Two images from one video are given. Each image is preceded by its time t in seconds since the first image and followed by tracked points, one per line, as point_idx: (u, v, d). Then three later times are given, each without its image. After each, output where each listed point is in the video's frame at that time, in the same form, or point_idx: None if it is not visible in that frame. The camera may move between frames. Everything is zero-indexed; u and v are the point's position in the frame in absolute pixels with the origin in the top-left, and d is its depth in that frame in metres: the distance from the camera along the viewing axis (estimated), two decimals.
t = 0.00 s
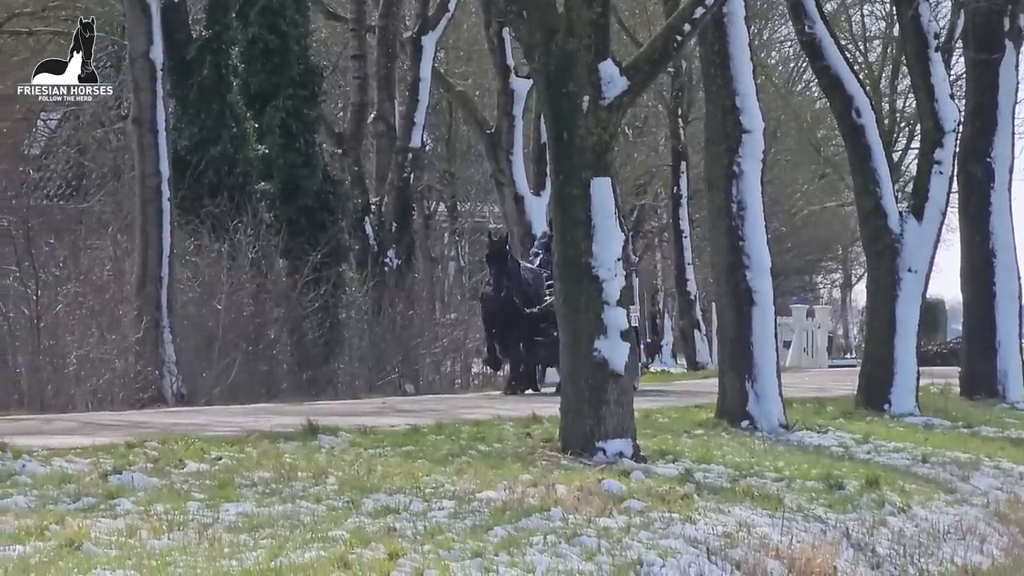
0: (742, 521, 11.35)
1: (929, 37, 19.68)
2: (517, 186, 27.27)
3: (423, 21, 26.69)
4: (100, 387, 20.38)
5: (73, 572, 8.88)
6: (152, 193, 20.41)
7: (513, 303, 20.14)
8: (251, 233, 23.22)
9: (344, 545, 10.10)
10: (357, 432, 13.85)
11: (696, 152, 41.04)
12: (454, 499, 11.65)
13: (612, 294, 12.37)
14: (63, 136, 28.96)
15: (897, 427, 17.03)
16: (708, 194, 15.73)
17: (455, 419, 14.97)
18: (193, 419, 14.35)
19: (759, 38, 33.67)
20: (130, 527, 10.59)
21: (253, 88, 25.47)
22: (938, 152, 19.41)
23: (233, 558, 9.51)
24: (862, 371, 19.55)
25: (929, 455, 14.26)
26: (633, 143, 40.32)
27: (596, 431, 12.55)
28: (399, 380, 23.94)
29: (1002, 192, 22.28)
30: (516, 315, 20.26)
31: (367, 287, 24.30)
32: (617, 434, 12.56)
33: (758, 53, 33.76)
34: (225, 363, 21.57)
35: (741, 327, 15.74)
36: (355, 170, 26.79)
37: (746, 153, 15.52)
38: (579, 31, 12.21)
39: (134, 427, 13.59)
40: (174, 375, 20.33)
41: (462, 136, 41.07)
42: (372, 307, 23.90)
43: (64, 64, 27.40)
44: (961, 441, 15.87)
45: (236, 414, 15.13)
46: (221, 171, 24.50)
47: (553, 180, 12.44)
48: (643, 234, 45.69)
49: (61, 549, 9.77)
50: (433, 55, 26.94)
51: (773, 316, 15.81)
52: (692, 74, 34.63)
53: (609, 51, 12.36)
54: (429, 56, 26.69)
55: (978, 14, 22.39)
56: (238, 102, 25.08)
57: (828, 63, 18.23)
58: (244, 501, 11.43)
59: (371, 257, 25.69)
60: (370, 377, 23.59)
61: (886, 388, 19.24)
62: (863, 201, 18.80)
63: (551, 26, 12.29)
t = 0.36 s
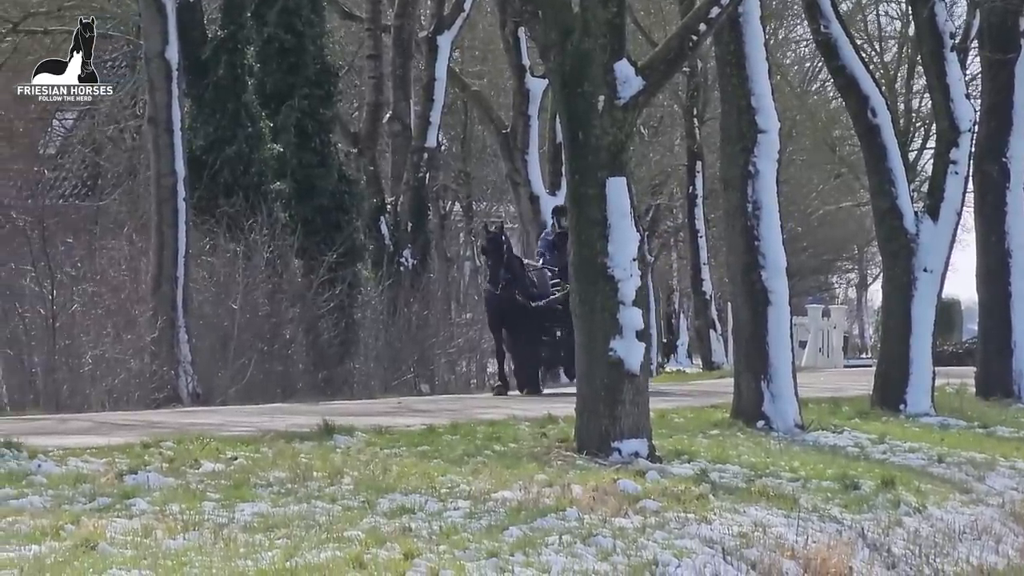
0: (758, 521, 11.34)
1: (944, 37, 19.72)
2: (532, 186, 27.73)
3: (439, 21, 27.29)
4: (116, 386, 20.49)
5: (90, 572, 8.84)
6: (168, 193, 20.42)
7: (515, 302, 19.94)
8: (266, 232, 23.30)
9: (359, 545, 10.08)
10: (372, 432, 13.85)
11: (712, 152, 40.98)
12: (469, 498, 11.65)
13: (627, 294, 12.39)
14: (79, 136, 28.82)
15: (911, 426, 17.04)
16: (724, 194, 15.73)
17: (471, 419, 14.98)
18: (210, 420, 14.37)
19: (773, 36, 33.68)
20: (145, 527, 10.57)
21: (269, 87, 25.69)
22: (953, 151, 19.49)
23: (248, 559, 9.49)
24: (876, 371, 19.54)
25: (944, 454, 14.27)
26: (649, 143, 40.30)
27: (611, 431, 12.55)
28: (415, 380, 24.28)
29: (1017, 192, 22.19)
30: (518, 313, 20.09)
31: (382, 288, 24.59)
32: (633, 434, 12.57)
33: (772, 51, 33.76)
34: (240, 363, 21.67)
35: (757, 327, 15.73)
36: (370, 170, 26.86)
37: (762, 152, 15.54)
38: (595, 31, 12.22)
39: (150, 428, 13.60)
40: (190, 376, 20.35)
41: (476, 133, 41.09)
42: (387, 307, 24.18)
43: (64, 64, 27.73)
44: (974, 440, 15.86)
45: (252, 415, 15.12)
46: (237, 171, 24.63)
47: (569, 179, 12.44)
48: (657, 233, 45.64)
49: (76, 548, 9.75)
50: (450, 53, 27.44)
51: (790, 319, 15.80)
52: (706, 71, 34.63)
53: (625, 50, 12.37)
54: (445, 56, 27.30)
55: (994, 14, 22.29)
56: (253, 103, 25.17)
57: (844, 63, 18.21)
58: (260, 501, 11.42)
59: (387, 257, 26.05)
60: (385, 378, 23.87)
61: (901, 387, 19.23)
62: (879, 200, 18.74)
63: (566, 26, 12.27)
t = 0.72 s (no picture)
0: (765, 519, 11.35)
1: (950, 35, 19.95)
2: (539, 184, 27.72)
3: (446, 18, 26.85)
4: (123, 385, 20.58)
5: (99, 570, 8.83)
6: (175, 191, 20.36)
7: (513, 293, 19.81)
8: (272, 230, 23.34)
9: (367, 543, 10.08)
10: (380, 430, 13.85)
11: (719, 151, 40.95)
12: (476, 496, 11.65)
13: (635, 292, 12.40)
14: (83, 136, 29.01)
15: (918, 424, 17.05)
16: (731, 192, 15.72)
17: (479, 417, 14.97)
18: (219, 417, 14.36)
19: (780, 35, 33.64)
20: (153, 525, 10.57)
21: (276, 86, 25.72)
22: (961, 149, 19.52)
23: (256, 557, 9.49)
24: (884, 369, 19.53)
25: (950, 453, 14.28)
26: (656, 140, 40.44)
27: (619, 429, 12.56)
28: (422, 378, 24.37)
29: None
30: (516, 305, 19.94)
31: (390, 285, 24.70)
32: (640, 432, 12.57)
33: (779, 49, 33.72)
34: (247, 362, 21.76)
35: (764, 325, 15.75)
36: (378, 168, 27.09)
37: (769, 151, 15.53)
38: (602, 29, 12.24)
39: (158, 426, 13.60)
40: (197, 373, 20.40)
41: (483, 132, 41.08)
42: (394, 305, 24.32)
43: (64, 64, 27.78)
44: (978, 438, 15.86)
45: (260, 412, 15.12)
46: (243, 169, 24.73)
47: (576, 177, 12.46)
48: (664, 231, 45.59)
49: (84, 546, 9.75)
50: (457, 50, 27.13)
51: (796, 317, 15.82)
52: (714, 70, 34.60)
53: (633, 48, 12.36)
54: (451, 52, 26.95)
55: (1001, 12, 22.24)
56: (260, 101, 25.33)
57: (852, 61, 18.27)
58: (267, 498, 11.42)
59: (394, 255, 25.84)
60: (392, 375, 23.97)
61: (908, 385, 19.21)
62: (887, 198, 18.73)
63: (574, 24, 12.28)
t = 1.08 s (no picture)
0: (765, 520, 11.35)
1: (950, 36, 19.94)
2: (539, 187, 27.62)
3: (446, 20, 26.73)
4: (123, 386, 20.53)
5: (99, 570, 8.83)
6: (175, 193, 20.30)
7: (502, 297, 19.84)
8: (272, 232, 23.36)
9: (366, 544, 10.08)
10: (380, 431, 13.86)
11: (719, 152, 40.95)
12: (476, 498, 11.65)
13: (634, 293, 12.40)
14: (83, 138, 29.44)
15: (918, 425, 17.05)
16: (731, 193, 15.72)
17: (479, 418, 14.97)
18: (218, 419, 14.37)
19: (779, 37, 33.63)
20: (153, 526, 10.58)
21: (276, 87, 25.85)
22: (961, 150, 19.52)
23: (256, 557, 9.50)
24: (884, 370, 19.52)
25: (950, 454, 14.27)
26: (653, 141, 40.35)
27: (618, 431, 12.56)
28: (422, 378, 24.46)
29: None
30: (506, 313, 19.86)
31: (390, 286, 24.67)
32: (640, 433, 12.56)
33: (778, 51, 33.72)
34: (247, 363, 21.72)
35: (764, 325, 15.74)
36: (378, 170, 27.10)
37: (769, 152, 15.52)
38: (602, 30, 12.25)
39: (157, 427, 13.60)
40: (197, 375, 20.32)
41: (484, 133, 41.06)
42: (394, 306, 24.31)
43: (64, 64, 27.63)
44: (978, 440, 15.86)
45: (259, 413, 15.13)
46: (243, 170, 24.91)
47: (576, 178, 12.46)
48: (664, 232, 45.55)
49: (84, 548, 9.76)
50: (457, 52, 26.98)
51: (796, 317, 15.84)
52: (713, 71, 34.59)
53: (632, 50, 12.37)
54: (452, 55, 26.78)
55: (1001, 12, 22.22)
56: (260, 102, 25.55)
57: (851, 62, 18.29)
58: (267, 500, 11.42)
59: (394, 256, 25.84)
60: (393, 376, 24.08)
61: (909, 386, 19.21)
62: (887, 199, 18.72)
63: (574, 25, 12.31)
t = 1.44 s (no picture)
0: (756, 531, 11.35)
1: (941, 47, 19.83)
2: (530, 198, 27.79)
3: (438, 30, 26.87)
4: (113, 397, 20.52)
5: None
6: (166, 203, 20.43)
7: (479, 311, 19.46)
8: (265, 242, 23.41)
9: (357, 555, 10.08)
10: (371, 442, 13.87)
11: (713, 162, 40.97)
12: (468, 508, 11.65)
13: (625, 304, 12.41)
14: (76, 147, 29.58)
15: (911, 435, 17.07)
16: (722, 205, 15.75)
17: (469, 430, 14.98)
18: (208, 430, 14.38)
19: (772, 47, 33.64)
20: (144, 537, 10.58)
21: (267, 98, 25.97)
22: (952, 161, 19.45)
23: (245, 568, 9.48)
24: (874, 380, 19.59)
25: (942, 464, 14.28)
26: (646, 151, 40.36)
27: (609, 442, 12.55)
28: (413, 390, 24.41)
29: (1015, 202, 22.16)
30: (485, 324, 19.58)
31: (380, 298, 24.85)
32: (630, 445, 12.56)
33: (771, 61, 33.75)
34: (238, 374, 21.64)
35: (755, 336, 15.74)
36: (369, 179, 27.12)
37: (760, 164, 15.57)
38: (593, 41, 12.26)
39: (147, 438, 13.61)
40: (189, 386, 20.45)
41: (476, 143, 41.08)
42: (384, 317, 24.44)
43: (64, 64, 27.77)
44: (971, 450, 15.85)
45: (248, 425, 15.14)
46: (234, 181, 24.70)
47: (566, 189, 12.46)
48: (656, 242, 45.54)
49: (74, 559, 9.75)
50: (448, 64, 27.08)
51: (787, 331, 15.80)
52: (705, 81, 34.63)
53: (623, 60, 12.38)
54: (443, 66, 26.83)
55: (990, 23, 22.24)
56: (251, 113, 25.31)
57: (843, 73, 18.33)
58: (259, 511, 11.43)
59: (385, 267, 26.34)
60: (383, 387, 24.02)
61: (899, 396, 19.28)
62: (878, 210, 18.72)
63: (564, 36, 12.28)
